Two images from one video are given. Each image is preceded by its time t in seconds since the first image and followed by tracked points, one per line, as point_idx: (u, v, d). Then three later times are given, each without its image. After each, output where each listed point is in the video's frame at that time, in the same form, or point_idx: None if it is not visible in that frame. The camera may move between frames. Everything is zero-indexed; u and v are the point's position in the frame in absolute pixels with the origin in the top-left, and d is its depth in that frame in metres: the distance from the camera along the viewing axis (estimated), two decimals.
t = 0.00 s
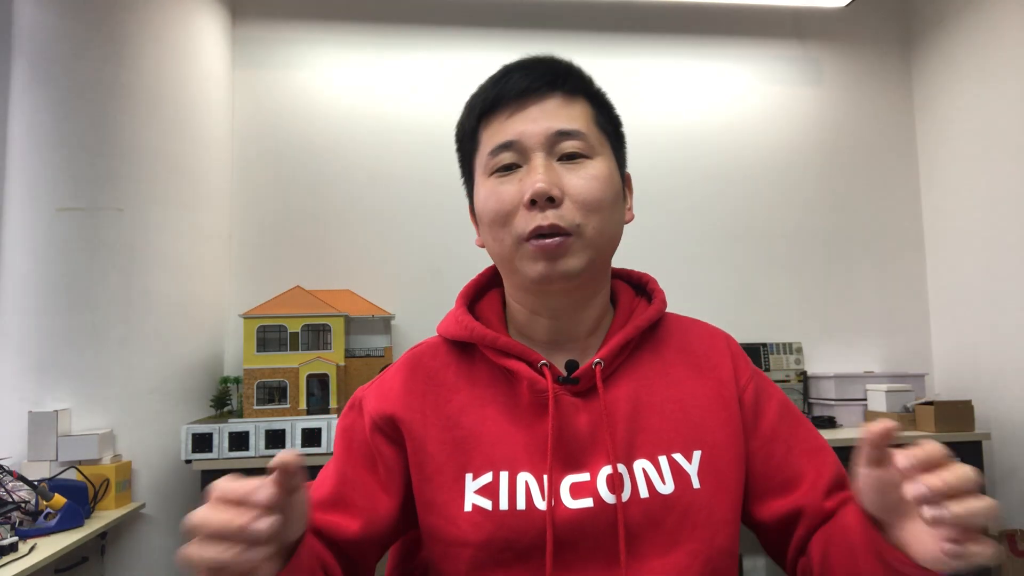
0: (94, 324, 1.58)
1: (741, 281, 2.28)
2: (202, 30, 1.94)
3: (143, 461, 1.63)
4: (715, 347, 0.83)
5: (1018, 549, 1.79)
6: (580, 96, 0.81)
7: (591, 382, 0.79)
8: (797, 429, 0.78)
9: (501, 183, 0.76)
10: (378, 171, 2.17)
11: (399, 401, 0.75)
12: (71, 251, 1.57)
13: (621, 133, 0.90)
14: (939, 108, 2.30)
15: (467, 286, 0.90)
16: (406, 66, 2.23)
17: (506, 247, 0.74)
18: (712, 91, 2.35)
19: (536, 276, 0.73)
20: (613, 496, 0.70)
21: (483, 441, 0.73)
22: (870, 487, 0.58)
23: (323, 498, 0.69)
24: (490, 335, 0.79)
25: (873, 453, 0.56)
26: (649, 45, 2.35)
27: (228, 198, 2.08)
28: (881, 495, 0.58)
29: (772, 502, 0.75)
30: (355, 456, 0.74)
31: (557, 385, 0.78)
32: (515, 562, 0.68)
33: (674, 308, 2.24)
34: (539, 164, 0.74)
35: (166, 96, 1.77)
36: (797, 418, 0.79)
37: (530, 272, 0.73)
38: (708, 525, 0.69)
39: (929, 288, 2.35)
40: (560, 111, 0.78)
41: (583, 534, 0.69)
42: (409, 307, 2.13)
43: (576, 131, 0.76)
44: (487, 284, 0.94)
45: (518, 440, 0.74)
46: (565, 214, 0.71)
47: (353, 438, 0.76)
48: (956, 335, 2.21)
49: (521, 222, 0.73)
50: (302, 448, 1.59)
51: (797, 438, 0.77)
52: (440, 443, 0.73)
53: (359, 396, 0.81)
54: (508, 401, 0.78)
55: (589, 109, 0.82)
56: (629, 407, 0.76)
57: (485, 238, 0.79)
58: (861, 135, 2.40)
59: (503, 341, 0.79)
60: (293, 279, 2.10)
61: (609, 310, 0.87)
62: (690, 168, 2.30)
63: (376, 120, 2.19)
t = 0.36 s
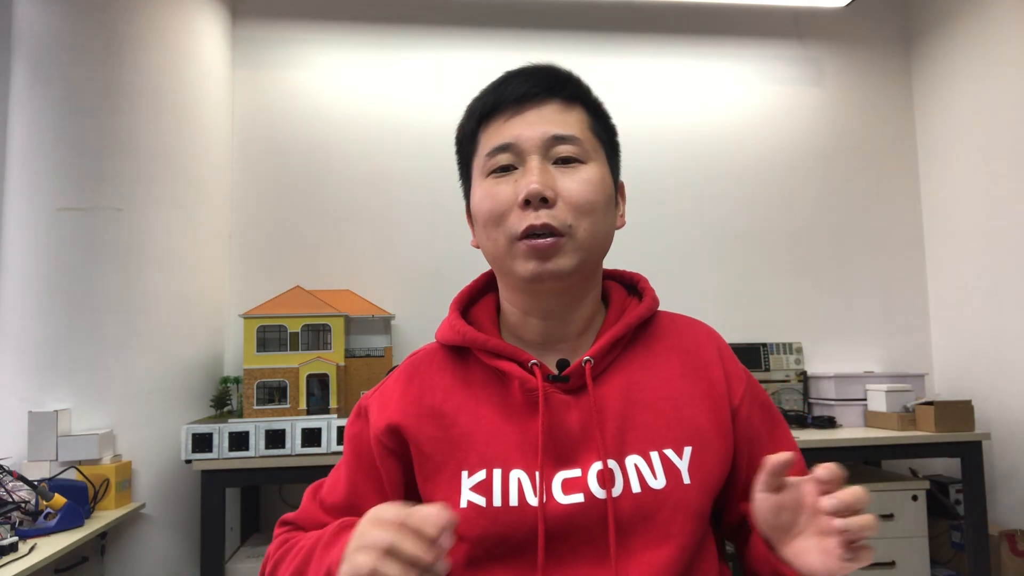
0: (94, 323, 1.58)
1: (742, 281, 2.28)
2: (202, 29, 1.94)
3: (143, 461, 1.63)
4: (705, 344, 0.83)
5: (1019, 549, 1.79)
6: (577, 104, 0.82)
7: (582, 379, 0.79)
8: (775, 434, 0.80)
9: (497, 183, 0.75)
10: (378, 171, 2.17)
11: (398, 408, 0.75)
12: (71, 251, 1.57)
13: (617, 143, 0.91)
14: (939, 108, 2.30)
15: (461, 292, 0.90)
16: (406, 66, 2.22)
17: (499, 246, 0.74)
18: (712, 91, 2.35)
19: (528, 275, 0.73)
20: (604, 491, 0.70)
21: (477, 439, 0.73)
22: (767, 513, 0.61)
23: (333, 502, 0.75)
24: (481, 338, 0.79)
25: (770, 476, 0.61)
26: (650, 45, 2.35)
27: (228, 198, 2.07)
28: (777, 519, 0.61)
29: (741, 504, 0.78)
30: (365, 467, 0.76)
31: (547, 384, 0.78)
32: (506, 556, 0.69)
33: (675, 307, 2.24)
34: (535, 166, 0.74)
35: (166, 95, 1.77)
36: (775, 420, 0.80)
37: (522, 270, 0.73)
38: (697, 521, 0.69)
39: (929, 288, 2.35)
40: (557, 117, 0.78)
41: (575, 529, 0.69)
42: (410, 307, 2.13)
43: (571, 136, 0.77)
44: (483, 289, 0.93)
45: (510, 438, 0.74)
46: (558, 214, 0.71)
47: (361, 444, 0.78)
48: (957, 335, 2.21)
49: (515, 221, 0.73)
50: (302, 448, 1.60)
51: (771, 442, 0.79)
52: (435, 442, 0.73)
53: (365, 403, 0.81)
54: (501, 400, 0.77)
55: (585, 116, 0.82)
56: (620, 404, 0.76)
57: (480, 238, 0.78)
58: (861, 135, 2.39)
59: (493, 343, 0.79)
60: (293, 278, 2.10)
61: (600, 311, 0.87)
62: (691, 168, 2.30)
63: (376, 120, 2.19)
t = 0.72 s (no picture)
0: (94, 324, 1.58)
1: (742, 281, 2.28)
2: (202, 30, 1.94)
3: (143, 461, 1.63)
4: (702, 344, 0.83)
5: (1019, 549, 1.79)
6: (614, 116, 0.82)
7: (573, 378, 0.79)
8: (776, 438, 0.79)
9: (520, 178, 0.75)
10: (378, 171, 2.17)
11: (393, 408, 0.75)
12: (71, 251, 1.57)
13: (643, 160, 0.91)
14: (939, 108, 2.30)
15: (459, 292, 0.90)
16: (406, 67, 2.22)
17: (510, 241, 0.74)
18: (712, 91, 2.35)
19: (533, 274, 0.73)
20: (591, 489, 0.70)
21: (469, 439, 0.73)
22: (777, 501, 0.62)
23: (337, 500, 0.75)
24: (475, 337, 0.79)
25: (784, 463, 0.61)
26: (650, 45, 2.35)
27: (228, 198, 2.07)
28: (787, 510, 0.62)
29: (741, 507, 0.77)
30: (364, 466, 0.76)
31: (538, 382, 0.78)
32: (495, 554, 0.69)
33: (675, 308, 2.24)
34: (561, 168, 0.74)
35: (166, 95, 1.77)
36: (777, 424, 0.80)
37: (528, 269, 0.73)
38: (687, 520, 0.69)
39: (929, 288, 2.35)
40: (594, 123, 0.78)
41: (564, 527, 0.69)
42: (409, 307, 2.13)
43: (603, 146, 0.76)
44: (482, 290, 0.93)
45: (502, 437, 0.74)
46: (575, 221, 0.71)
47: (359, 445, 0.78)
48: (957, 335, 2.21)
49: (530, 220, 0.72)
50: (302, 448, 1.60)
51: (771, 447, 0.78)
52: (429, 442, 0.73)
53: (365, 402, 0.82)
54: (494, 400, 0.77)
55: (619, 129, 0.82)
56: (611, 402, 0.76)
57: (491, 228, 0.78)
58: (861, 135, 2.40)
59: (486, 342, 0.79)
60: (293, 278, 2.10)
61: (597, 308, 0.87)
62: (691, 168, 2.30)
63: (376, 120, 2.19)
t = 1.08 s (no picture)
0: (95, 324, 1.58)
1: (742, 281, 2.28)
2: (202, 30, 1.94)
3: (143, 461, 1.63)
4: (705, 346, 0.83)
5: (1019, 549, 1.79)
6: (618, 112, 0.81)
7: (577, 380, 0.79)
8: (780, 437, 0.79)
9: (521, 178, 0.75)
10: (378, 171, 2.17)
11: (393, 405, 0.76)
12: (71, 251, 1.57)
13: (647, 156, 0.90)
14: (939, 108, 2.30)
15: (460, 290, 0.90)
16: (406, 67, 2.22)
17: (511, 241, 0.74)
18: (711, 91, 2.35)
19: (534, 276, 0.73)
20: (595, 493, 0.70)
21: (471, 441, 0.73)
22: (797, 508, 0.62)
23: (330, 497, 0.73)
24: (477, 338, 0.79)
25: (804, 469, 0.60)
26: (650, 45, 2.35)
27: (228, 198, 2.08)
28: (807, 515, 0.61)
29: (745, 508, 0.77)
30: (360, 461, 0.76)
31: (541, 384, 0.78)
32: (498, 558, 0.69)
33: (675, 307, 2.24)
34: (563, 168, 0.74)
35: (167, 95, 1.77)
36: (780, 424, 0.80)
37: (529, 270, 0.74)
38: (690, 524, 0.69)
39: (929, 288, 2.35)
40: (597, 121, 0.78)
41: (567, 530, 0.69)
42: (409, 307, 2.13)
43: (606, 145, 0.76)
44: (482, 288, 0.93)
45: (504, 439, 0.74)
46: (576, 223, 0.71)
47: (356, 443, 0.78)
48: (957, 335, 2.21)
49: (532, 221, 0.73)
50: (302, 448, 1.61)
51: (775, 446, 0.78)
52: (430, 443, 0.73)
53: (362, 399, 0.81)
54: (496, 401, 0.77)
55: (623, 125, 0.81)
56: (615, 405, 0.76)
57: (492, 227, 0.78)
58: (861, 135, 2.40)
59: (488, 343, 0.79)
60: (293, 278, 2.10)
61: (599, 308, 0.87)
62: (690, 168, 2.30)
63: (376, 120, 2.19)
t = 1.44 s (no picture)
0: (95, 324, 1.58)
1: (742, 281, 2.28)
2: (202, 29, 1.94)
3: (143, 461, 1.63)
4: (701, 345, 0.83)
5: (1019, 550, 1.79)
6: (617, 110, 0.81)
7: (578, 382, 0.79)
8: (773, 434, 0.80)
9: (520, 181, 0.75)
10: (378, 171, 2.17)
11: (388, 408, 0.75)
12: (72, 251, 1.57)
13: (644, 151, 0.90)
14: (939, 108, 2.30)
15: (454, 288, 0.89)
16: (406, 67, 2.22)
17: (511, 247, 0.74)
18: (711, 91, 2.35)
19: (535, 283, 0.73)
20: (602, 495, 0.70)
21: (472, 444, 0.73)
22: (812, 504, 0.63)
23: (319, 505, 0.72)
24: (476, 338, 0.79)
25: (834, 470, 0.62)
26: (650, 45, 2.35)
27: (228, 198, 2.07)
28: (821, 515, 0.63)
29: (740, 506, 0.78)
30: (353, 465, 0.75)
31: (543, 387, 0.78)
32: (504, 562, 0.69)
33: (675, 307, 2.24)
34: (562, 173, 0.74)
35: (167, 95, 1.77)
36: (772, 420, 0.81)
37: (530, 277, 0.73)
38: (694, 523, 0.70)
39: (929, 288, 2.35)
40: (596, 121, 0.77)
41: (573, 534, 0.69)
42: (409, 307, 2.13)
43: (607, 147, 0.76)
44: (474, 286, 0.93)
45: (505, 442, 0.74)
46: (577, 230, 0.71)
47: (346, 448, 0.77)
48: (957, 335, 2.21)
49: (533, 227, 0.72)
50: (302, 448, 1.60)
51: (770, 443, 0.79)
52: (428, 446, 0.73)
53: (351, 403, 0.80)
54: (495, 403, 0.77)
55: (621, 124, 0.81)
56: (617, 406, 0.76)
57: (490, 231, 0.78)
58: (861, 135, 2.40)
59: (488, 343, 0.78)
60: (293, 279, 2.10)
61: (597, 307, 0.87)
62: (690, 167, 2.30)
63: (376, 120, 2.19)
